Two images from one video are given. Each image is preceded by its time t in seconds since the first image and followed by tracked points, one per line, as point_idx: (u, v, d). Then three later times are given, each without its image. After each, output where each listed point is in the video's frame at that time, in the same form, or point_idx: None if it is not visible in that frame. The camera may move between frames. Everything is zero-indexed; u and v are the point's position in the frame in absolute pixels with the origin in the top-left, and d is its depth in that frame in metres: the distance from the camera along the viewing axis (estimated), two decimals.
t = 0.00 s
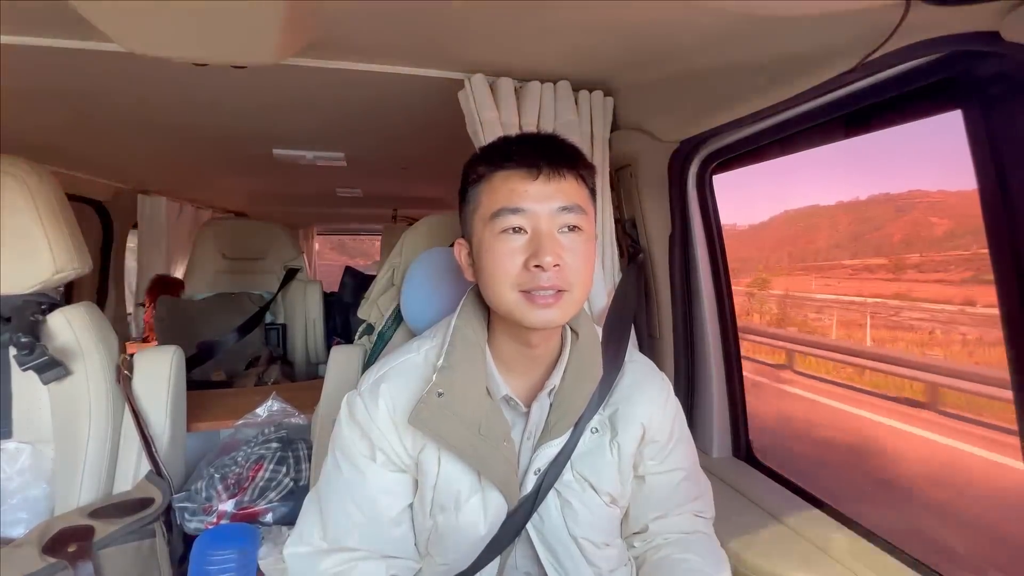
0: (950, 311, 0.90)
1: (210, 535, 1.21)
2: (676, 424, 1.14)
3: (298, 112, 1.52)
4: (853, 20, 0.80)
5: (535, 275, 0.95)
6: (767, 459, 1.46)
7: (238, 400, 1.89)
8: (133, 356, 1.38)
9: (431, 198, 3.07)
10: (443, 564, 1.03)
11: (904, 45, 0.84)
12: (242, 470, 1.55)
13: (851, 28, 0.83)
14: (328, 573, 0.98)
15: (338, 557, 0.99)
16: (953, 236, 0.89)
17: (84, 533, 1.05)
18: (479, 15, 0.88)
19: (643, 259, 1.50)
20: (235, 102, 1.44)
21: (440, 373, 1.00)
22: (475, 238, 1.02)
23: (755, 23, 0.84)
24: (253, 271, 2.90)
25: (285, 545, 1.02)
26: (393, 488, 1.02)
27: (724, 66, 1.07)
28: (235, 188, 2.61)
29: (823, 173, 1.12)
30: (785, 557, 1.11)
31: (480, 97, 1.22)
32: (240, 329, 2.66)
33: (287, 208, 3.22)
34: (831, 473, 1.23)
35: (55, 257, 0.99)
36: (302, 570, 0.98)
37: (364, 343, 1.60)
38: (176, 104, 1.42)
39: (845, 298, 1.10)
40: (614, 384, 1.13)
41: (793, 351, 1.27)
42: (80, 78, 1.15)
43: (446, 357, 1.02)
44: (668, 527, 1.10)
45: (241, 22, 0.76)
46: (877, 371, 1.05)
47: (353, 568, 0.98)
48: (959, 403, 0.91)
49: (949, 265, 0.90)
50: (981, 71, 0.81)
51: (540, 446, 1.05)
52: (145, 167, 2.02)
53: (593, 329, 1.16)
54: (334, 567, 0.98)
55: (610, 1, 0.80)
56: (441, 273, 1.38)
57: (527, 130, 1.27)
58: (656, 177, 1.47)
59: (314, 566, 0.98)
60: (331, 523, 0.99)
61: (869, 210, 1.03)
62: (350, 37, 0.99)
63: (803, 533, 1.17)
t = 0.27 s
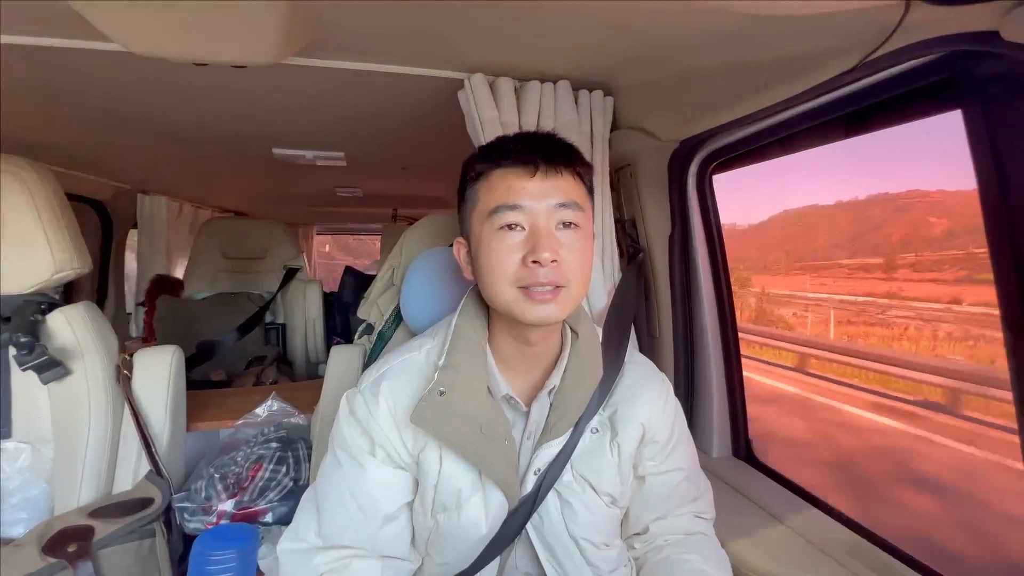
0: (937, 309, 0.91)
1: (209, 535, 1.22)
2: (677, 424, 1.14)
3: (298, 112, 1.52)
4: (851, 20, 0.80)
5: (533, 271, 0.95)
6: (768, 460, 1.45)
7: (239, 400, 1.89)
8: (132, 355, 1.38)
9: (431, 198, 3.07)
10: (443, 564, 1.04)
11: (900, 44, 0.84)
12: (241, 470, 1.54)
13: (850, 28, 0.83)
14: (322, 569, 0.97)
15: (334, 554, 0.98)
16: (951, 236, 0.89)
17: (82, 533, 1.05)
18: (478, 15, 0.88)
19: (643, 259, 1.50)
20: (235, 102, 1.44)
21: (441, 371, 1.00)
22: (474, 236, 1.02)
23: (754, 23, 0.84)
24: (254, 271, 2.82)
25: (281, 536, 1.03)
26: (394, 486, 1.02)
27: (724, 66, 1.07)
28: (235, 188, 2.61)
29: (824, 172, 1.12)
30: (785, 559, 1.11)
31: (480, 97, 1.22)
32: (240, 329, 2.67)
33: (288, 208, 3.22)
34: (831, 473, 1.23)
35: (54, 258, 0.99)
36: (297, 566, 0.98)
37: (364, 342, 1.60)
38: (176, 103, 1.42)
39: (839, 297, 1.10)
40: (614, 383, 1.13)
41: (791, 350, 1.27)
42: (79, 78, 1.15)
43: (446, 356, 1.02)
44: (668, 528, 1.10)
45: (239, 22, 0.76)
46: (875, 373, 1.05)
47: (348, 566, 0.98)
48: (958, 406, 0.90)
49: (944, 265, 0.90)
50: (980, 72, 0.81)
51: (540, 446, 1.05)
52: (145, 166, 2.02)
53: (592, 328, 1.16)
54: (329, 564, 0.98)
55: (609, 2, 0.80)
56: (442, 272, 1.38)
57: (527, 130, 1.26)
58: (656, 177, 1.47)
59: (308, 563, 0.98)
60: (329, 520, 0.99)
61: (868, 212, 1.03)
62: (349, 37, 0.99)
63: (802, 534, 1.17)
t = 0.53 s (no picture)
0: (923, 307, 0.94)
1: (209, 535, 1.22)
2: (676, 423, 1.14)
3: (298, 112, 1.52)
4: (849, 21, 0.81)
5: (527, 266, 0.95)
6: (768, 459, 1.45)
7: (239, 400, 1.89)
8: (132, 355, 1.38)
9: (431, 197, 3.07)
10: (441, 563, 1.05)
11: (900, 45, 0.84)
12: (241, 469, 1.54)
13: (850, 28, 0.83)
14: (320, 563, 0.96)
15: (334, 547, 0.97)
16: (948, 235, 0.89)
17: (83, 533, 1.05)
18: (478, 15, 0.88)
19: (643, 258, 1.50)
20: (235, 103, 1.45)
21: (438, 369, 1.00)
22: (468, 234, 1.02)
23: (754, 23, 0.84)
24: (254, 271, 2.82)
25: (278, 534, 1.03)
26: (394, 483, 1.01)
27: (724, 66, 1.07)
28: (234, 187, 2.61)
29: (823, 172, 1.12)
30: (784, 558, 1.11)
31: (480, 96, 1.22)
32: (240, 330, 2.63)
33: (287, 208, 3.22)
34: (830, 472, 1.23)
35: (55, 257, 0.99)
36: (294, 564, 0.97)
37: (364, 342, 1.60)
38: (176, 104, 1.42)
39: (833, 297, 1.13)
40: (612, 382, 1.14)
41: (795, 347, 1.26)
42: (79, 78, 1.15)
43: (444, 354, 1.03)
44: (667, 527, 1.10)
45: (239, 22, 0.76)
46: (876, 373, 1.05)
47: (345, 563, 0.95)
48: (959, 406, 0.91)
49: (938, 264, 0.91)
50: (979, 72, 0.81)
51: (539, 444, 1.05)
52: (144, 166, 2.02)
53: (589, 327, 1.16)
54: (328, 557, 0.96)
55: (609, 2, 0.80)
56: (442, 272, 1.38)
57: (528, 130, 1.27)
58: (657, 177, 1.47)
59: (305, 559, 0.97)
60: (328, 517, 0.97)
61: (867, 211, 1.04)
62: (349, 37, 0.99)
63: (801, 533, 1.17)
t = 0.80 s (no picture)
0: (909, 304, 0.96)
1: (209, 538, 1.22)
2: (676, 423, 1.14)
3: (298, 114, 1.52)
4: (849, 21, 0.81)
5: (528, 273, 0.95)
6: (768, 461, 1.45)
7: (239, 401, 1.89)
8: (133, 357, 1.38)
9: (431, 199, 3.07)
10: (443, 565, 1.05)
11: (903, 45, 0.84)
12: (242, 471, 1.54)
13: (850, 29, 0.83)
14: (323, 570, 0.96)
15: (335, 555, 0.97)
16: (942, 235, 0.90)
17: (83, 535, 1.05)
18: (478, 16, 0.88)
19: (643, 260, 1.49)
20: (235, 104, 1.45)
21: (439, 372, 1.00)
22: (468, 238, 1.02)
23: (754, 24, 0.84)
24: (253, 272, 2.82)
25: (279, 544, 1.02)
26: (394, 487, 1.01)
27: (724, 67, 1.07)
28: (235, 189, 2.62)
29: (822, 172, 1.13)
30: (786, 558, 1.11)
31: (480, 98, 1.22)
32: (240, 331, 2.60)
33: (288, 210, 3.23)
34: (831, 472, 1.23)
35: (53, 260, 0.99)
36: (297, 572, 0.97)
37: (364, 344, 1.60)
38: (176, 106, 1.43)
39: (824, 295, 1.16)
40: (612, 382, 1.14)
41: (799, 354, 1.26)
42: (80, 79, 1.16)
43: (444, 356, 1.03)
44: (668, 527, 1.10)
45: (239, 24, 0.76)
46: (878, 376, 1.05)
47: (346, 567, 0.96)
48: (961, 407, 0.91)
49: (932, 262, 0.92)
50: (980, 72, 0.80)
51: (539, 446, 1.05)
52: (145, 168, 2.02)
53: (589, 328, 1.15)
54: (330, 564, 0.96)
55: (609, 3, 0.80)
56: (442, 273, 1.38)
57: (527, 131, 1.26)
58: (657, 178, 1.47)
59: (307, 566, 0.97)
60: (327, 522, 0.97)
61: (863, 210, 1.05)
62: (349, 38, 1.00)
63: (801, 533, 1.17)
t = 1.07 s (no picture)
0: (894, 302, 1.00)
1: (209, 534, 1.22)
2: (675, 421, 1.14)
3: (298, 111, 1.52)
4: (851, 21, 0.80)
5: (527, 272, 0.95)
6: (768, 461, 1.45)
7: (238, 398, 1.89)
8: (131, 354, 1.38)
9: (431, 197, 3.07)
10: (439, 562, 1.05)
11: (904, 44, 0.84)
12: (241, 468, 1.53)
13: (851, 28, 0.83)
14: (321, 565, 0.95)
15: (334, 549, 0.96)
16: (938, 234, 0.91)
17: (82, 531, 1.05)
18: (479, 14, 0.88)
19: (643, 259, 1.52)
20: (235, 101, 1.45)
21: (439, 368, 1.00)
22: (468, 235, 1.02)
23: (755, 23, 0.84)
24: (253, 269, 2.85)
25: (277, 539, 1.01)
26: (394, 483, 1.01)
27: (725, 66, 1.07)
28: (234, 186, 2.61)
29: (822, 171, 1.13)
30: (785, 556, 1.11)
31: (481, 96, 1.22)
32: (240, 329, 2.59)
33: (287, 207, 3.22)
34: (829, 471, 1.23)
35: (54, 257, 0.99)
36: (295, 567, 0.96)
37: (363, 342, 1.60)
38: (177, 102, 1.43)
39: (813, 295, 1.19)
40: (612, 380, 1.14)
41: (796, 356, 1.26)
42: (80, 75, 1.15)
43: (444, 352, 1.03)
44: (666, 525, 1.10)
45: (241, 20, 0.76)
46: (878, 376, 1.05)
47: (345, 563, 0.95)
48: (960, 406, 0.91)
49: (924, 262, 0.94)
50: (981, 72, 0.80)
51: (539, 443, 1.05)
52: (144, 164, 2.02)
53: (589, 326, 1.16)
54: (328, 560, 0.95)
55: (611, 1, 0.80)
56: (442, 271, 1.38)
57: (528, 129, 1.26)
58: (657, 177, 1.47)
59: (305, 561, 0.96)
60: (325, 518, 0.97)
61: (861, 210, 1.06)
62: (350, 35, 0.99)
63: (799, 532, 1.17)
